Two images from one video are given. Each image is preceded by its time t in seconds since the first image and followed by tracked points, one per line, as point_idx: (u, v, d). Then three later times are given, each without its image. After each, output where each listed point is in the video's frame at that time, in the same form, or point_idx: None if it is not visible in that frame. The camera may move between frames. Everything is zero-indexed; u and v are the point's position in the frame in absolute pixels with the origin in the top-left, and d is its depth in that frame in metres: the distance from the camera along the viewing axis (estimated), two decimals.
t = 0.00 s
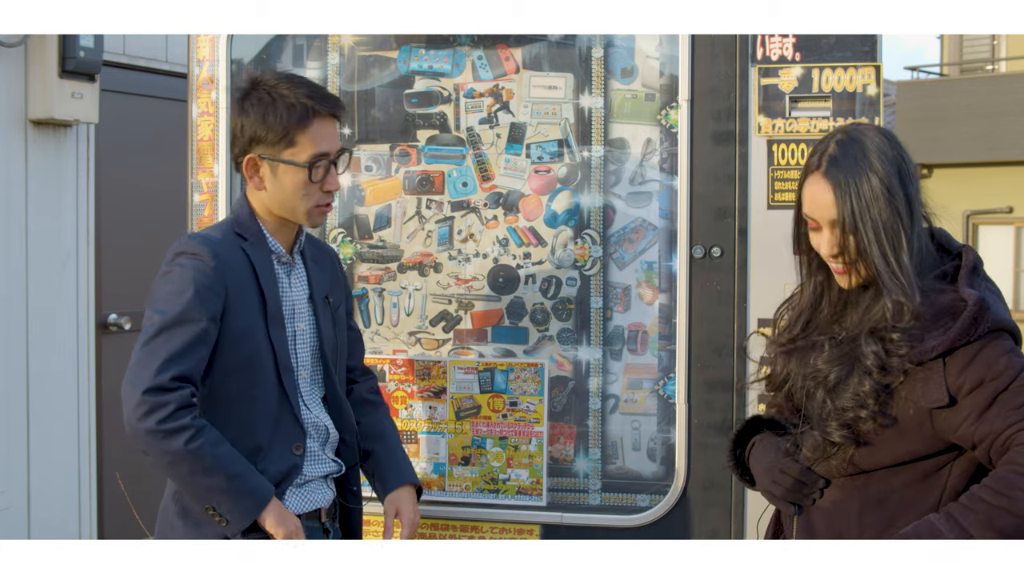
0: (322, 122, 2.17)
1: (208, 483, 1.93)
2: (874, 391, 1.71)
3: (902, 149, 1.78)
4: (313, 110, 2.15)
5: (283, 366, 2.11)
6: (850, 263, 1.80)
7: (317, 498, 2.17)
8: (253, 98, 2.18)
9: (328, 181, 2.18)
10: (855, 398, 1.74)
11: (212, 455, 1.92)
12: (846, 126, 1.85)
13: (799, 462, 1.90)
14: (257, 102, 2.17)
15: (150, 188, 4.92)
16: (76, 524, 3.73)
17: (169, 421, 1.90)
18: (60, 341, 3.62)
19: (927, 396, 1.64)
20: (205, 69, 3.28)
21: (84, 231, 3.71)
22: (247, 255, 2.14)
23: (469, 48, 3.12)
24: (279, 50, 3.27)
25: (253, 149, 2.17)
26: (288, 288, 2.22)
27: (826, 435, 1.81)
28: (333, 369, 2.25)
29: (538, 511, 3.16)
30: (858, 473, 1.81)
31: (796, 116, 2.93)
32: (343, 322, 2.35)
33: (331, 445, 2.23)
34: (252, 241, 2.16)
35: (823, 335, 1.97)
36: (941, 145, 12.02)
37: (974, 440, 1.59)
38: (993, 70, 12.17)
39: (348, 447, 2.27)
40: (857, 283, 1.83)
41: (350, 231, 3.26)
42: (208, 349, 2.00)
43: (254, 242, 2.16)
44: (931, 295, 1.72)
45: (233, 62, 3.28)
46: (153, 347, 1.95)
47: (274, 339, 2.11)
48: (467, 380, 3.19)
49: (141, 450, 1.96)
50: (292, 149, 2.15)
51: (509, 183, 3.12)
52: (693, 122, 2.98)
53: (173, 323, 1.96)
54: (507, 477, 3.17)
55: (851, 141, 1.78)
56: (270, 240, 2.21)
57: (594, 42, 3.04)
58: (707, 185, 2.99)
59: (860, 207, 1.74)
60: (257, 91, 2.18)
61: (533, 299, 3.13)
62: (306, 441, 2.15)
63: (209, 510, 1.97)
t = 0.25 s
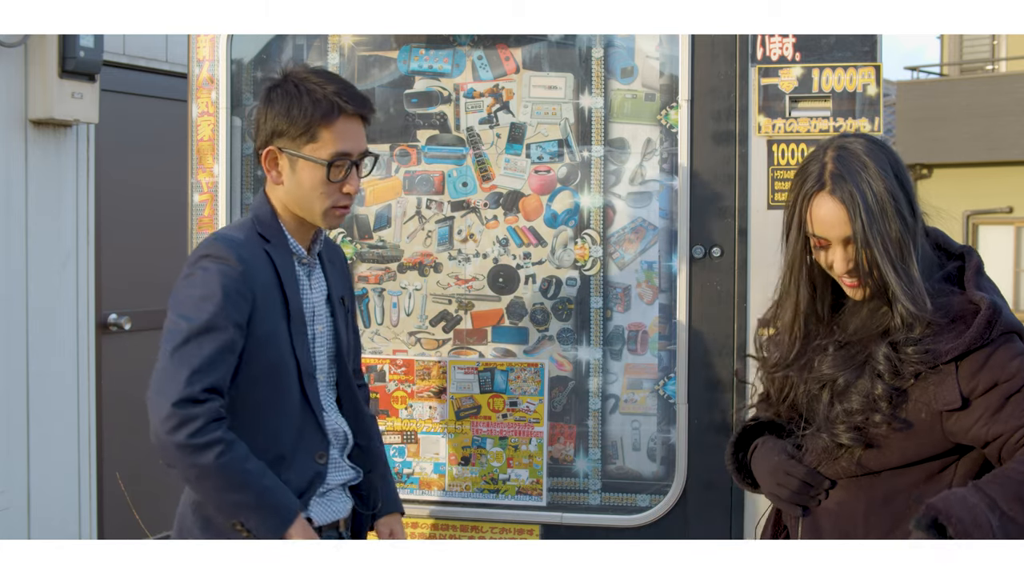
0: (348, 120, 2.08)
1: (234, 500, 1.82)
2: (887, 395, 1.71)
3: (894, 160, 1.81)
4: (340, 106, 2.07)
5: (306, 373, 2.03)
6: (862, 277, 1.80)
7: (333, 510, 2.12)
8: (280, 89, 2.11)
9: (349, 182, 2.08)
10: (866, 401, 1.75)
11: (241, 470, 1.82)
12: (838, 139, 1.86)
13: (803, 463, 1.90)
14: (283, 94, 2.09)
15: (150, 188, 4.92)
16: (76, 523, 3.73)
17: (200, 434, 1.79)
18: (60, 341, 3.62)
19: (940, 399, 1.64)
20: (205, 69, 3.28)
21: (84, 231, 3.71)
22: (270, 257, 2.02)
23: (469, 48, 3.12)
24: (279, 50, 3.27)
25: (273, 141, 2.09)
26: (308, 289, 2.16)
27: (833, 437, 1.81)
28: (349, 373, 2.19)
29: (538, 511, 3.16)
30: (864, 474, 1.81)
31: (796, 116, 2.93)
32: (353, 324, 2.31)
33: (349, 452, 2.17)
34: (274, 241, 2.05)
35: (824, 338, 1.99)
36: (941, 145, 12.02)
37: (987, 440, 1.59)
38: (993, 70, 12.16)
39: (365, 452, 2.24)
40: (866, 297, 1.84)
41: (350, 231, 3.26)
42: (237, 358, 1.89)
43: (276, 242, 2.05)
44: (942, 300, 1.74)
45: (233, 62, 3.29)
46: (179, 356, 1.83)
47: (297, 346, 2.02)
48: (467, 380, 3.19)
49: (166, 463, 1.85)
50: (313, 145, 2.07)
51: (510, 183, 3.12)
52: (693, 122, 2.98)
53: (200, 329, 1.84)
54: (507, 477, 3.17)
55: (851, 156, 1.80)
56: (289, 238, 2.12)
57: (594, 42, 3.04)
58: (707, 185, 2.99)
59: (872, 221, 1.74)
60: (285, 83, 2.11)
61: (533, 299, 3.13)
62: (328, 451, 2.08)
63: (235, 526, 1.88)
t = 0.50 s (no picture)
0: (365, 122, 2.05)
1: (283, 526, 1.84)
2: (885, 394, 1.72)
3: (897, 155, 1.81)
4: (358, 109, 2.04)
5: (331, 384, 2.01)
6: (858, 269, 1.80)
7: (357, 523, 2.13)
8: (298, 87, 2.08)
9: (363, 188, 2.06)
10: (865, 401, 1.75)
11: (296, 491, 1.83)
12: (840, 133, 1.87)
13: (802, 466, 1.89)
14: (302, 92, 2.06)
15: (150, 188, 4.92)
16: (76, 523, 3.73)
17: (259, 457, 1.80)
18: (60, 341, 3.62)
19: (936, 399, 1.63)
20: (205, 69, 3.28)
21: (84, 231, 3.71)
22: (296, 262, 2.00)
23: (469, 48, 3.12)
24: (279, 50, 3.27)
25: (287, 141, 2.07)
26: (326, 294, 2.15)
27: (832, 437, 1.82)
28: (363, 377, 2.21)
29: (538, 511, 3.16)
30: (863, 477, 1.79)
31: (796, 116, 2.93)
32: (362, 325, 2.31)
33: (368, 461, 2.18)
34: (298, 246, 2.03)
35: (823, 337, 1.99)
36: (941, 145, 12.02)
37: (979, 436, 1.58)
38: (993, 70, 12.16)
39: (380, 457, 2.24)
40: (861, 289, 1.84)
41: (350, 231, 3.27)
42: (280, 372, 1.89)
43: (300, 246, 2.03)
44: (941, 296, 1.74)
45: (233, 62, 3.29)
46: (228, 376, 1.82)
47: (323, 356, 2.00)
48: (467, 380, 3.19)
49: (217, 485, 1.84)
50: (328, 147, 2.04)
51: (510, 183, 3.12)
52: (693, 122, 2.98)
53: (248, 345, 1.83)
54: (507, 477, 3.17)
55: (854, 147, 1.80)
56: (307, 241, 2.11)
57: (594, 42, 3.04)
58: (707, 185, 2.99)
59: (870, 213, 1.74)
60: (304, 81, 2.08)
61: (533, 299, 3.13)
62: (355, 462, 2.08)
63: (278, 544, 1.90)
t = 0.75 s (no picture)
0: (403, 123, 2.08)
1: (294, 513, 1.83)
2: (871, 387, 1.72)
3: (913, 143, 1.76)
4: (396, 109, 2.07)
5: (356, 384, 2.03)
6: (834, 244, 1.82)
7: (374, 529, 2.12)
8: (331, 85, 2.08)
9: (398, 187, 2.08)
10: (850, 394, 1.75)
11: (305, 481, 1.82)
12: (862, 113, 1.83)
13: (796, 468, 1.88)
14: (336, 90, 2.06)
15: (150, 188, 4.92)
16: (76, 524, 3.73)
17: (254, 452, 1.78)
18: (60, 341, 3.62)
19: (906, 393, 1.66)
20: (205, 69, 3.28)
21: (84, 231, 3.71)
22: (321, 263, 2.00)
23: (469, 48, 3.12)
24: (279, 50, 3.27)
25: (322, 140, 2.06)
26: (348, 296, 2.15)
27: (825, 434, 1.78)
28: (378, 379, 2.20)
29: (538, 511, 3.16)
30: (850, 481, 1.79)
31: (796, 116, 2.93)
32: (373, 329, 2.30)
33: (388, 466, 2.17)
34: (324, 246, 2.02)
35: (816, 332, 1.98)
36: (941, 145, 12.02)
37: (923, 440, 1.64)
38: (993, 70, 12.16)
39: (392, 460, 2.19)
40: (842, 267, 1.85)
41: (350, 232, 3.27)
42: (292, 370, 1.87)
43: (326, 247, 2.03)
44: (923, 286, 1.71)
45: (233, 62, 3.29)
46: (233, 375, 1.81)
47: (350, 356, 2.02)
48: (467, 380, 3.19)
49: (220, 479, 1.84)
50: (366, 147, 2.05)
51: (509, 183, 3.12)
52: (693, 122, 2.98)
53: (256, 345, 1.82)
54: (507, 477, 3.17)
55: (860, 126, 1.78)
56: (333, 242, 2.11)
57: (594, 42, 3.04)
58: (707, 185, 2.98)
59: (852, 190, 1.75)
60: (337, 79, 2.09)
61: (533, 299, 3.13)
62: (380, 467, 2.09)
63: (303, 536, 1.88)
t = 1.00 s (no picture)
0: (411, 120, 2.08)
1: (344, 475, 1.88)
2: (832, 386, 1.82)
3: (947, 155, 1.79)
4: (406, 105, 2.07)
5: (366, 379, 2.03)
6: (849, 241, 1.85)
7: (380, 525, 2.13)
8: (338, 81, 2.08)
9: (405, 184, 2.08)
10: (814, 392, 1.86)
11: (343, 450, 1.86)
12: (908, 118, 1.81)
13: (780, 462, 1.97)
14: (344, 86, 2.06)
15: (150, 188, 4.92)
16: (75, 524, 3.72)
17: (291, 444, 1.82)
18: (60, 341, 3.62)
19: (865, 387, 1.76)
20: (205, 69, 3.28)
21: (84, 231, 3.71)
22: (324, 259, 2.00)
23: (469, 48, 3.12)
24: (279, 50, 3.27)
25: (330, 137, 2.06)
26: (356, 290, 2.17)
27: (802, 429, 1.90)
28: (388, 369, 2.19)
29: (538, 511, 3.16)
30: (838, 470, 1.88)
31: (796, 116, 2.93)
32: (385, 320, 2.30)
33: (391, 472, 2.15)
34: (325, 242, 2.03)
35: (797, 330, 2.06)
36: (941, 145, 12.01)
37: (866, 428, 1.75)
38: (993, 70, 12.16)
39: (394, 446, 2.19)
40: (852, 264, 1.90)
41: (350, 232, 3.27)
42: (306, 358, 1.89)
43: (327, 242, 2.03)
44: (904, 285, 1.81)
45: (233, 62, 3.29)
46: (257, 375, 1.83)
47: (359, 350, 2.02)
48: (467, 380, 3.19)
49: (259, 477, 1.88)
50: (375, 144, 2.05)
51: (509, 183, 3.12)
52: (693, 122, 2.97)
53: (269, 346, 1.83)
54: (507, 477, 3.17)
55: (905, 130, 1.78)
56: (335, 236, 2.10)
57: (594, 42, 3.04)
58: (707, 185, 2.98)
59: (888, 193, 1.76)
60: (343, 75, 2.09)
61: (533, 299, 3.13)
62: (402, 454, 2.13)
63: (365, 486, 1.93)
